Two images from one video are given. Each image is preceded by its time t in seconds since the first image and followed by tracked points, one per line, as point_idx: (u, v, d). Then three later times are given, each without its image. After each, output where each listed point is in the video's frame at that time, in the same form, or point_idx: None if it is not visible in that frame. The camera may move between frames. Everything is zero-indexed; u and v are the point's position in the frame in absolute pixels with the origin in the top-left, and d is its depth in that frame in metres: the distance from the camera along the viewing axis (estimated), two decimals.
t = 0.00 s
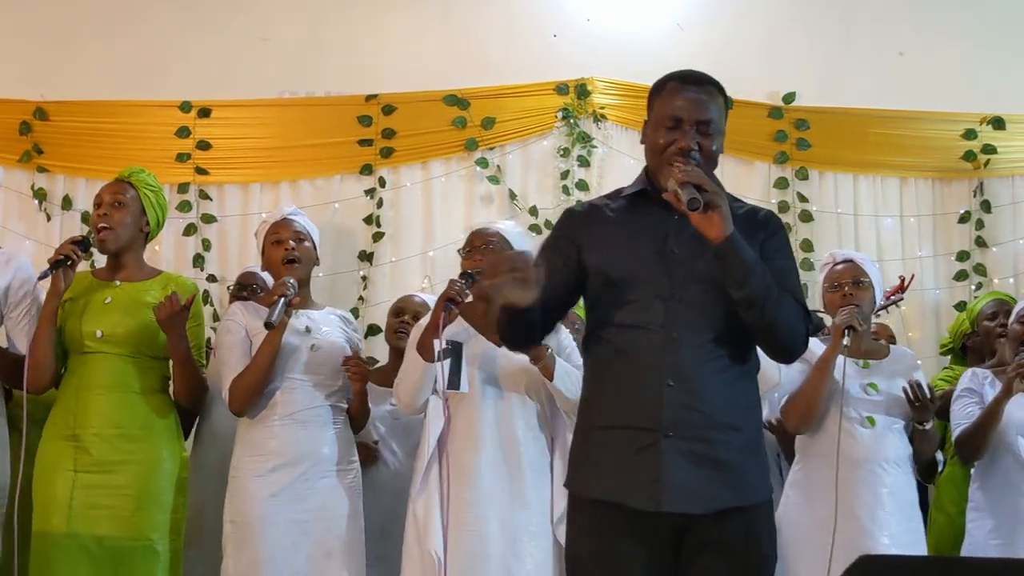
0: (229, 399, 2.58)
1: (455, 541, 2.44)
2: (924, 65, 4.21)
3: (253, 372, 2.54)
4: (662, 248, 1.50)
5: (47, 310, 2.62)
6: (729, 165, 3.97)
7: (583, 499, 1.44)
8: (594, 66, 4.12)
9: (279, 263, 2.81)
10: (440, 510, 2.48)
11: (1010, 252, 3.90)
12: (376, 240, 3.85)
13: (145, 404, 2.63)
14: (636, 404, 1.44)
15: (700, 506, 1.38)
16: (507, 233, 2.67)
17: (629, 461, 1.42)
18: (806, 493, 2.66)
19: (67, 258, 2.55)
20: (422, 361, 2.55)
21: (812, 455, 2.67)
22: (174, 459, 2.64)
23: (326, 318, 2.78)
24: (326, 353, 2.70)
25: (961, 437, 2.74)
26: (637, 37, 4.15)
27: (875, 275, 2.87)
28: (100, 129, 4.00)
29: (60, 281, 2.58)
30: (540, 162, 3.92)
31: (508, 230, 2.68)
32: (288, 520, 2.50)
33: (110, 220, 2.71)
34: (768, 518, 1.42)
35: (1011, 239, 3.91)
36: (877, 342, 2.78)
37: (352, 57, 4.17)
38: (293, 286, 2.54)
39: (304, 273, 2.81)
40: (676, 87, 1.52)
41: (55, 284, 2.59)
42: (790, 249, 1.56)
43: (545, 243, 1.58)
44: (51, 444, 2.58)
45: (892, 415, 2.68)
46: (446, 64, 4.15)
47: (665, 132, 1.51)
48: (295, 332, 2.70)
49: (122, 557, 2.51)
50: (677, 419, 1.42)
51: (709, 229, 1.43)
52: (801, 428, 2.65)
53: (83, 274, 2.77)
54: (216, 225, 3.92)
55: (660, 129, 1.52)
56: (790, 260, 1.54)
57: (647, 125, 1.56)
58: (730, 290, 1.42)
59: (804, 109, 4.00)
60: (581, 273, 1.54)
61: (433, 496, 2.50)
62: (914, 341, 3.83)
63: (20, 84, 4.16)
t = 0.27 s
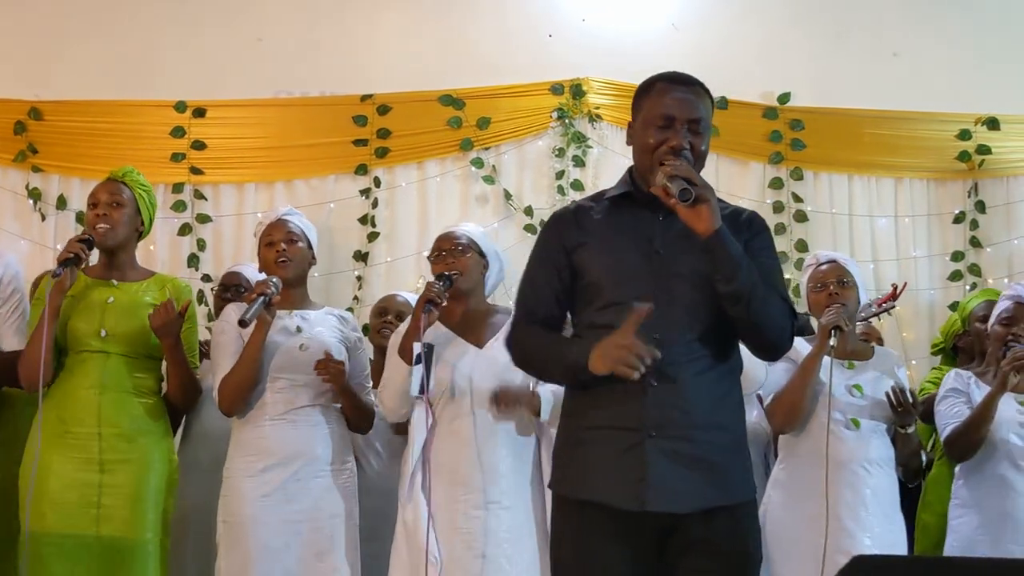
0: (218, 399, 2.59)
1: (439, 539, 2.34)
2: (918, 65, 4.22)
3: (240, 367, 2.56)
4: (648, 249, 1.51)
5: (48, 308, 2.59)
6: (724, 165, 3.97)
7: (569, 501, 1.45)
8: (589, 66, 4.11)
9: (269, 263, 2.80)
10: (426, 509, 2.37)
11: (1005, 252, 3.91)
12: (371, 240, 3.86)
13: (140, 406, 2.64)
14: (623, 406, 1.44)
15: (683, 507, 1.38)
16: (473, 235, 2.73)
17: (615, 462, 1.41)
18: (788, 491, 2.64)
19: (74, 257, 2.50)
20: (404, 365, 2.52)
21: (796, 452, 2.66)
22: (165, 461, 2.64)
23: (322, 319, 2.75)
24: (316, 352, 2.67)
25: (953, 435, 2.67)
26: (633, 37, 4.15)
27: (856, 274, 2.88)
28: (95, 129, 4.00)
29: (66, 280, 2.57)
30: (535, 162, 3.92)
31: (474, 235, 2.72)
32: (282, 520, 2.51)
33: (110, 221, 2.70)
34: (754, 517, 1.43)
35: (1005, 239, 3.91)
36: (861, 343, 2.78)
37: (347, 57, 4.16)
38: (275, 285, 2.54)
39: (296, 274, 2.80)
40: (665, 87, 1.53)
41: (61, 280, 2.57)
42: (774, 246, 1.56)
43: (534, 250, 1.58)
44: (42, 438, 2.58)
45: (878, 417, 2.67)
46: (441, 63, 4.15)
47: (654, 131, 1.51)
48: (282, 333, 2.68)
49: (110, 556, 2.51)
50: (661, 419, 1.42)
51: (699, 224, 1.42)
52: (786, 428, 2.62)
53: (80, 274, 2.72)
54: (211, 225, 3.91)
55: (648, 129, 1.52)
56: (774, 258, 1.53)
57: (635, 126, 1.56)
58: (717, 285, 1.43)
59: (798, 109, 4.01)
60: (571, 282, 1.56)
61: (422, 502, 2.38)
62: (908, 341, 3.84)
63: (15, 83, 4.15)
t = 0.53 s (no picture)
0: (212, 402, 2.63)
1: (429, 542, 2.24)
2: (915, 65, 4.22)
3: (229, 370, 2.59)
4: (640, 247, 1.44)
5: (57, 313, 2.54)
6: (721, 166, 3.97)
7: (563, 500, 1.38)
8: (585, 66, 4.11)
9: (263, 265, 2.79)
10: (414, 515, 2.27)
11: (1001, 252, 3.91)
12: (368, 240, 3.85)
13: (135, 411, 2.64)
14: (616, 404, 1.36)
15: (679, 506, 1.31)
16: (459, 240, 2.63)
17: (609, 462, 1.34)
18: (780, 492, 2.64)
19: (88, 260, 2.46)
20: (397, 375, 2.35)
21: (792, 455, 2.65)
22: (156, 465, 2.65)
23: (320, 321, 2.74)
24: (305, 352, 2.66)
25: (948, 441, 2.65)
26: (630, 37, 4.15)
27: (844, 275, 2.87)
28: (92, 128, 3.99)
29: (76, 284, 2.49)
30: (532, 162, 3.92)
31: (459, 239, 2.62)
32: (276, 520, 2.50)
33: (113, 224, 2.70)
34: (751, 515, 1.36)
35: (1002, 240, 3.92)
36: (853, 343, 2.73)
37: (344, 57, 4.16)
38: (257, 288, 2.58)
39: (291, 275, 2.78)
40: (658, 84, 1.45)
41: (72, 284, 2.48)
42: (769, 248, 1.51)
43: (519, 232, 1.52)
44: (38, 436, 2.55)
45: (871, 422, 2.65)
46: (438, 64, 4.15)
47: (648, 127, 1.42)
48: (273, 335, 2.68)
49: (104, 558, 2.49)
50: (656, 418, 1.34)
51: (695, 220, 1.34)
52: (781, 430, 2.59)
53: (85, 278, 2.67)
54: (207, 225, 3.91)
55: (641, 125, 1.43)
56: (770, 258, 1.48)
57: (625, 124, 1.47)
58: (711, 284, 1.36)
59: (795, 109, 4.01)
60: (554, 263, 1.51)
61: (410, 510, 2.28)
62: (905, 341, 3.84)
63: (12, 83, 4.15)
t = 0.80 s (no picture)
0: (207, 399, 2.64)
1: (434, 548, 2.28)
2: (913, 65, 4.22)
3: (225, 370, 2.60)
4: (643, 249, 1.47)
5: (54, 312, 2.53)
6: (720, 165, 3.97)
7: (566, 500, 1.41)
8: (584, 66, 4.11)
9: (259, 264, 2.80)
10: (419, 508, 2.31)
11: (999, 252, 3.92)
12: (366, 240, 3.85)
13: (135, 410, 2.64)
14: (620, 406, 1.40)
15: (683, 505, 1.34)
16: (477, 236, 2.61)
17: (612, 463, 1.38)
18: (784, 490, 2.64)
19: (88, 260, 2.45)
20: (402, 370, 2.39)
21: (796, 452, 2.64)
22: (154, 464, 2.65)
23: (318, 317, 2.73)
24: (298, 348, 2.66)
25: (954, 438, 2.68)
26: (628, 37, 4.15)
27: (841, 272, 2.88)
28: (90, 128, 3.99)
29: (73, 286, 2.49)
30: (531, 162, 3.92)
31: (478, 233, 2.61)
32: (276, 520, 2.50)
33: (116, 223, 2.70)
34: (752, 515, 1.39)
35: (999, 239, 3.92)
36: (855, 341, 2.66)
37: (342, 57, 4.16)
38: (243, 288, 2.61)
39: (287, 273, 2.78)
40: (652, 84, 1.46)
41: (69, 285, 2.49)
42: (772, 246, 1.52)
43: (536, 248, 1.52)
44: (36, 435, 2.55)
45: (877, 419, 2.64)
46: (437, 64, 4.15)
47: (645, 128, 1.45)
48: (269, 332, 2.69)
49: (105, 558, 2.50)
50: (658, 419, 1.38)
51: (697, 217, 1.40)
52: (787, 426, 2.58)
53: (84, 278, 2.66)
54: (205, 225, 3.91)
55: (639, 126, 1.45)
56: (773, 255, 1.51)
57: (622, 125, 1.50)
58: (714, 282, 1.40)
59: (794, 109, 4.00)
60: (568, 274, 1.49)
61: (417, 507, 2.31)
62: (904, 341, 3.84)
63: (9, 82, 4.14)
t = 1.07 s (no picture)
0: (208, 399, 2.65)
1: (445, 542, 2.27)
2: (912, 65, 4.22)
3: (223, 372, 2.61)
4: (654, 250, 1.48)
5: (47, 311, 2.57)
6: (719, 165, 3.97)
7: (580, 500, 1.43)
8: (583, 66, 4.11)
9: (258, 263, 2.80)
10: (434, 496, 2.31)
11: (998, 251, 3.92)
12: (365, 240, 3.85)
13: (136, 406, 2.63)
14: (633, 408, 1.42)
15: (696, 508, 1.36)
16: (502, 233, 2.59)
17: (624, 465, 1.40)
18: (795, 491, 2.65)
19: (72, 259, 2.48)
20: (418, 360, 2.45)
21: (808, 455, 2.64)
22: (160, 460, 2.63)
23: (319, 316, 2.73)
24: (295, 346, 2.66)
25: (962, 431, 2.65)
26: (628, 37, 4.15)
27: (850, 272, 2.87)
28: (89, 128, 3.99)
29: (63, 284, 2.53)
30: (530, 162, 3.92)
31: (505, 231, 2.59)
32: (276, 521, 2.50)
33: (109, 219, 2.70)
34: (763, 517, 1.41)
35: (998, 239, 3.93)
36: (864, 339, 2.71)
37: (342, 56, 4.16)
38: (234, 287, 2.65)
39: (286, 270, 2.77)
40: (675, 79, 1.51)
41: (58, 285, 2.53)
42: (782, 244, 1.53)
43: (547, 251, 1.55)
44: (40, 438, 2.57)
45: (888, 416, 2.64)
46: (436, 64, 4.15)
47: (667, 118, 1.48)
48: (269, 331, 2.69)
49: (110, 555, 2.49)
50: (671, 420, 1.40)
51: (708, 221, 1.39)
52: (798, 426, 2.58)
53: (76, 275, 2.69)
54: (204, 224, 3.91)
55: (660, 117, 1.49)
56: (784, 253, 1.51)
57: (641, 120, 1.53)
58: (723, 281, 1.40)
59: (793, 109, 4.01)
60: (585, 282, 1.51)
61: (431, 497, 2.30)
62: (904, 341, 3.83)
63: (8, 82, 4.14)
